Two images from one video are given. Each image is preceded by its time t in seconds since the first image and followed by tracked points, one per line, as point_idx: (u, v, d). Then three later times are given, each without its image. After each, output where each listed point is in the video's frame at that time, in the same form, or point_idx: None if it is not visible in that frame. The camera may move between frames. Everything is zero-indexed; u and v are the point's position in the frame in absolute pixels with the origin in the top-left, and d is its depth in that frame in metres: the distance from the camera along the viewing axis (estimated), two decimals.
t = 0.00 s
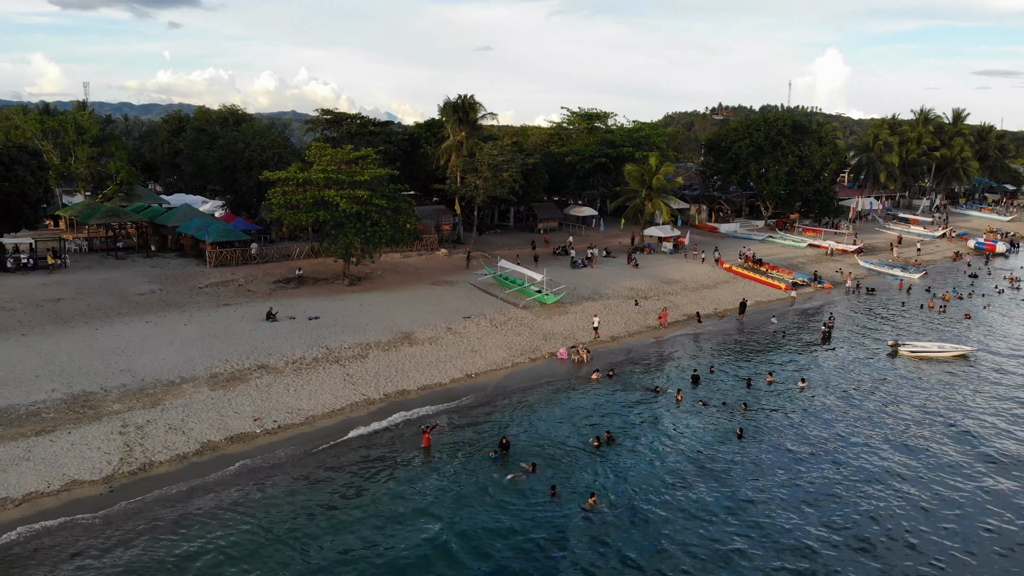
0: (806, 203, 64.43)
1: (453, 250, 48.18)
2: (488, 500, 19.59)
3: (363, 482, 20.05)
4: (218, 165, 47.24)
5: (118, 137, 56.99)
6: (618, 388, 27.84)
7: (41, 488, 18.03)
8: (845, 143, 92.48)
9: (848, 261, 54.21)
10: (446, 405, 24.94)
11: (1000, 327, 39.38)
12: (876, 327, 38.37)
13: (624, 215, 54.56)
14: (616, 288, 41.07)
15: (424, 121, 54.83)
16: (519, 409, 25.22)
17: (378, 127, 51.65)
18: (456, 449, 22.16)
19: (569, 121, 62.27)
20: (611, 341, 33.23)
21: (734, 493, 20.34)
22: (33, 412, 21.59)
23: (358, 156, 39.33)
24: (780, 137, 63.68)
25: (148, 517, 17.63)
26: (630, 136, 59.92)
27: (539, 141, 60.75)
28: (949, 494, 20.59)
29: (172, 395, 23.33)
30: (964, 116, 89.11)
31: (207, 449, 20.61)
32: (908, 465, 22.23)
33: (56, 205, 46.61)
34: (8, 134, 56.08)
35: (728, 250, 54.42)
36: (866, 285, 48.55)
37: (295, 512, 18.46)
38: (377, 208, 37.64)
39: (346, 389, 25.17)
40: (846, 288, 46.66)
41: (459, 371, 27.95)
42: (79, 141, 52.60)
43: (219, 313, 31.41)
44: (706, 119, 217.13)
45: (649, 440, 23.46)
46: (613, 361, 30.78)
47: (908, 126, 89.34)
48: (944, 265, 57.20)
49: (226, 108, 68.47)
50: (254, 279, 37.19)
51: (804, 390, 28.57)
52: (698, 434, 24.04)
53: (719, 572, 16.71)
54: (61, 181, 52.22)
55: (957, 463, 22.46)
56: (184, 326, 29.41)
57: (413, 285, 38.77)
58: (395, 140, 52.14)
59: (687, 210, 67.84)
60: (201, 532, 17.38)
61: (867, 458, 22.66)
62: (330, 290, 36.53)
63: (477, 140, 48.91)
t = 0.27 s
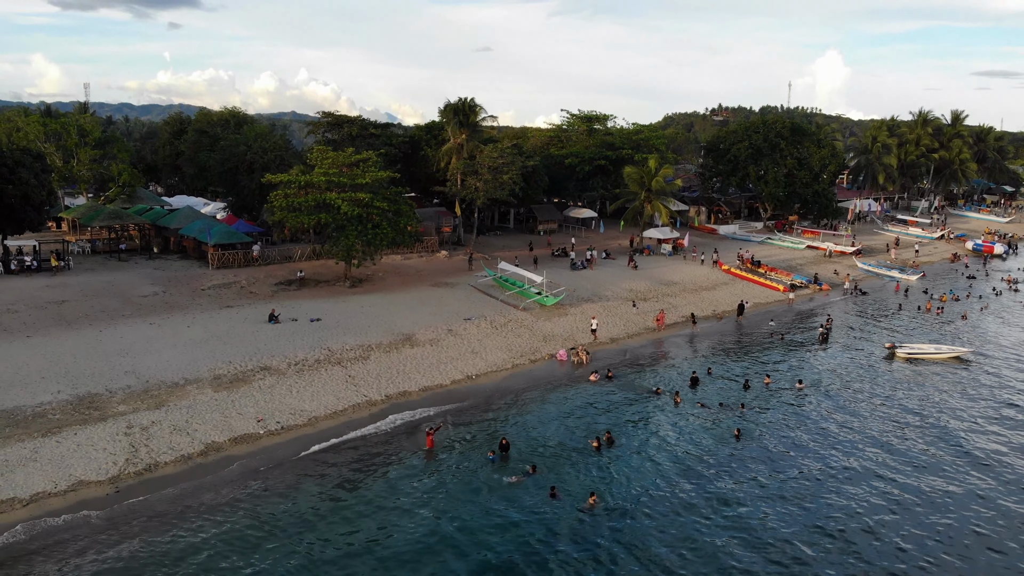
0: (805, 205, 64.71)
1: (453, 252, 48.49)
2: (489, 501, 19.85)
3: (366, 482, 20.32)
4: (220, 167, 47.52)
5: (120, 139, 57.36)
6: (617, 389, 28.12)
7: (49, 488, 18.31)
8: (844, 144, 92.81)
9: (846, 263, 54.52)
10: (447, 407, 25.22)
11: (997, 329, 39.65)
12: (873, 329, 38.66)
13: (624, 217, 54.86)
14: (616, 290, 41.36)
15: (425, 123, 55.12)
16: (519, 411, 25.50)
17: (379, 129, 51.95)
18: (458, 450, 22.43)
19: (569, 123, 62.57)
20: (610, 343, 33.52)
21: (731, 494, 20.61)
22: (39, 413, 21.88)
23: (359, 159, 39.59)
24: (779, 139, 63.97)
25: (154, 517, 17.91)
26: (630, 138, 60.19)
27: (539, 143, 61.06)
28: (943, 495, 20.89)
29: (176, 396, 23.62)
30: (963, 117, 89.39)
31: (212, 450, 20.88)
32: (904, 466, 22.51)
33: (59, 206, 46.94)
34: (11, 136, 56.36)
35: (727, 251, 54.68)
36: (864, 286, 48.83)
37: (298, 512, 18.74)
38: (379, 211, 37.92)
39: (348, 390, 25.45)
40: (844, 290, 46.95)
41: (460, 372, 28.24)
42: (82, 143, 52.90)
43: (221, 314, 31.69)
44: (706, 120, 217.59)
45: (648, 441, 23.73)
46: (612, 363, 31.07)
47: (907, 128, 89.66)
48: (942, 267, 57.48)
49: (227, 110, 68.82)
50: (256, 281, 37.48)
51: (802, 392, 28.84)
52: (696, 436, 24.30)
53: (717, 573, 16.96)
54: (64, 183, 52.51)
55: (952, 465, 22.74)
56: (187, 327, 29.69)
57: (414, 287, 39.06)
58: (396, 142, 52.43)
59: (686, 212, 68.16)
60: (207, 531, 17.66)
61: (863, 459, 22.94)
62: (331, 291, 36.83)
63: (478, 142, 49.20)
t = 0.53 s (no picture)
0: (804, 206, 64.98)
1: (454, 253, 48.79)
2: (491, 502, 20.08)
3: (369, 483, 20.59)
4: (222, 169, 47.75)
5: (122, 140, 57.72)
6: (617, 391, 28.40)
7: (56, 488, 18.58)
8: (843, 145, 93.10)
9: (844, 264, 54.82)
10: (448, 408, 25.49)
11: (994, 330, 39.93)
12: (871, 330, 38.94)
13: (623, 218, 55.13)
14: (615, 291, 41.64)
15: (425, 125, 55.39)
16: (520, 412, 25.78)
17: (380, 131, 52.19)
18: (459, 451, 22.70)
19: (568, 125, 62.81)
20: (609, 344, 33.80)
21: (729, 495, 20.89)
22: (45, 414, 22.14)
23: (360, 161, 39.85)
24: (778, 141, 64.25)
25: (159, 517, 18.15)
26: (629, 140, 60.44)
27: (539, 145, 61.33)
28: (939, 495, 21.17)
29: (180, 397, 23.90)
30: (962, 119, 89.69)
31: (216, 451, 21.15)
32: (900, 467, 22.80)
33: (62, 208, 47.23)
34: (13, 138, 56.64)
35: (726, 253, 54.95)
36: (862, 288, 49.12)
37: (303, 512, 19.02)
38: (380, 213, 38.19)
39: (350, 391, 25.73)
40: (842, 292, 47.24)
41: (461, 373, 28.52)
42: (84, 145, 53.14)
43: (224, 316, 31.96)
44: (706, 120, 217.93)
45: (647, 442, 24.01)
46: (612, 364, 31.36)
47: (906, 129, 89.94)
48: (940, 268, 57.77)
49: (228, 111, 69.12)
50: (258, 282, 37.76)
51: (799, 393, 29.13)
52: (695, 437, 24.58)
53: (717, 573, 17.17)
54: (66, 185, 52.79)
55: (948, 466, 23.03)
56: (190, 329, 29.96)
57: (415, 289, 39.35)
58: (397, 144, 52.70)
59: (685, 213, 68.46)
60: (212, 531, 17.92)
61: (860, 460, 23.23)
62: (333, 293, 37.11)
63: (478, 144, 49.46)
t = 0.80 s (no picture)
0: (803, 208, 65.28)
1: (454, 255, 49.08)
2: (492, 502, 20.32)
3: (372, 483, 20.86)
4: (224, 171, 48.02)
5: (124, 142, 58.01)
6: (617, 392, 28.68)
7: (63, 489, 18.84)
8: (842, 147, 93.46)
9: (843, 266, 55.12)
10: (449, 409, 25.76)
11: (991, 331, 40.21)
12: (869, 332, 39.21)
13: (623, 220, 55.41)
14: (615, 293, 41.93)
15: (426, 127, 55.68)
16: (520, 413, 26.04)
17: (381, 133, 52.48)
18: (461, 451, 22.98)
19: (568, 127, 63.10)
20: (609, 346, 34.08)
21: (728, 495, 21.16)
22: (51, 415, 22.41)
23: (362, 164, 40.12)
24: (777, 143, 64.54)
25: (165, 517, 18.41)
26: (629, 141, 60.72)
27: (539, 146, 61.61)
28: (935, 496, 21.45)
29: (184, 398, 24.16)
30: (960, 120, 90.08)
31: (220, 451, 21.42)
32: (896, 468, 23.08)
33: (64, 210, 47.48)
34: (16, 140, 56.94)
35: (725, 254, 55.25)
36: (860, 289, 49.41)
37: (307, 512, 19.28)
38: (381, 215, 38.47)
39: (352, 392, 26.00)
40: (840, 293, 47.53)
41: (462, 374, 28.80)
42: (86, 147, 53.40)
43: (227, 318, 32.23)
44: (705, 121, 218.37)
45: (647, 443, 24.30)
46: (612, 365, 31.64)
47: (905, 130, 90.32)
48: (938, 270, 58.08)
49: (229, 113, 69.41)
50: (260, 284, 38.03)
51: (797, 394, 29.41)
52: (695, 438, 24.85)
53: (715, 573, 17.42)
54: (69, 187, 53.09)
55: (944, 467, 23.30)
56: (193, 330, 30.23)
57: (416, 290, 39.62)
58: (398, 146, 52.99)
59: (685, 214, 68.77)
60: (217, 531, 18.17)
61: (857, 461, 23.51)
62: (334, 294, 37.38)
63: (478, 147, 49.74)
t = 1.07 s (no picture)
0: (801, 209, 65.56)
1: (455, 256, 49.39)
2: (492, 502, 20.57)
3: (375, 483, 21.14)
4: (225, 173, 48.29)
5: (126, 144, 58.31)
6: (615, 393, 28.96)
7: (69, 489, 19.11)
8: (841, 149, 93.78)
9: (841, 267, 55.43)
10: (450, 410, 26.04)
11: (988, 333, 40.45)
12: (866, 333, 39.47)
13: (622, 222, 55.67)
14: (614, 294, 42.21)
15: (426, 129, 55.98)
16: (521, 414, 26.34)
17: (381, 135, 52.74)
18: (462, 451, 23.27)
19: (568, 128, 63.37)
20: (608, 347, 34.36)
21: (727, 495, 21.43)
22: (57, 416, 22.69)
23: (362, 166, 40.38)
24: (776, 144, 64.84)
25: (170, 516, 18.69)
26: (628, 143, 60.98)
27: (539, 148, 61.90)
28: (932, 496, 21.68)
29: (188, 399, 24.44)
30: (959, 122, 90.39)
31: (224, 451, 21.69)
32: (892, 468, 23.35)
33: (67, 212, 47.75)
34: (18, 142, 57.22)
35: (723, 256, 55.55)
36: (858, 291, 49.67)
37: (310, 511, 19.54)
38: (382, 217, 38.74)
39: (353, 393, 26.29)
40: (838, 295, 47.82)
41: (463, 375, 29.08)
42: (88, 149, 53.69)
43: (229, 319, 32.50)
44: (705, 122, 218.67)
45: (646, 444, 24.56)
46: (611, 366, 31.92)
47: (903, 132, 90.60)
48: (936, 271, 58.35)
49: (231, 114, 69.69)
50: (262, 285, 38.32)
51: (794, 395, 29.73)
52: (693, 439, 25.13)
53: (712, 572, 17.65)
54: (71, 189, 53.39)
55: (939, 468, 23.57)
56: (196, 332, 30.51)
57: (417, 292, 39.91)
58: (398, 148, 53.26)
59: (684, 216, 69.06)
60: (222, 531, 18.40)
61: (854, 462, 23.78)
62: (336, 296, 37.68)
63: (479, 149, 50.03)
